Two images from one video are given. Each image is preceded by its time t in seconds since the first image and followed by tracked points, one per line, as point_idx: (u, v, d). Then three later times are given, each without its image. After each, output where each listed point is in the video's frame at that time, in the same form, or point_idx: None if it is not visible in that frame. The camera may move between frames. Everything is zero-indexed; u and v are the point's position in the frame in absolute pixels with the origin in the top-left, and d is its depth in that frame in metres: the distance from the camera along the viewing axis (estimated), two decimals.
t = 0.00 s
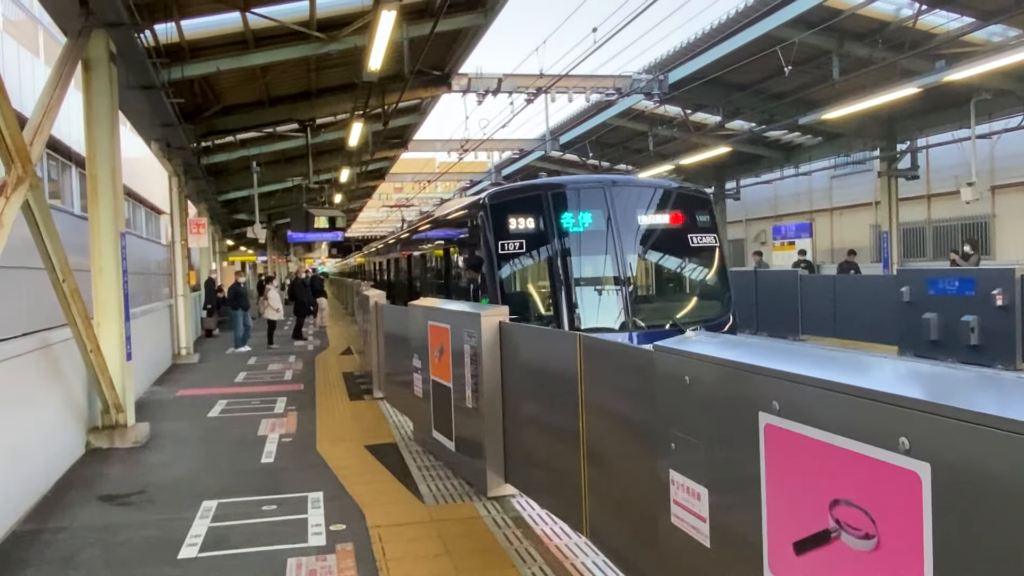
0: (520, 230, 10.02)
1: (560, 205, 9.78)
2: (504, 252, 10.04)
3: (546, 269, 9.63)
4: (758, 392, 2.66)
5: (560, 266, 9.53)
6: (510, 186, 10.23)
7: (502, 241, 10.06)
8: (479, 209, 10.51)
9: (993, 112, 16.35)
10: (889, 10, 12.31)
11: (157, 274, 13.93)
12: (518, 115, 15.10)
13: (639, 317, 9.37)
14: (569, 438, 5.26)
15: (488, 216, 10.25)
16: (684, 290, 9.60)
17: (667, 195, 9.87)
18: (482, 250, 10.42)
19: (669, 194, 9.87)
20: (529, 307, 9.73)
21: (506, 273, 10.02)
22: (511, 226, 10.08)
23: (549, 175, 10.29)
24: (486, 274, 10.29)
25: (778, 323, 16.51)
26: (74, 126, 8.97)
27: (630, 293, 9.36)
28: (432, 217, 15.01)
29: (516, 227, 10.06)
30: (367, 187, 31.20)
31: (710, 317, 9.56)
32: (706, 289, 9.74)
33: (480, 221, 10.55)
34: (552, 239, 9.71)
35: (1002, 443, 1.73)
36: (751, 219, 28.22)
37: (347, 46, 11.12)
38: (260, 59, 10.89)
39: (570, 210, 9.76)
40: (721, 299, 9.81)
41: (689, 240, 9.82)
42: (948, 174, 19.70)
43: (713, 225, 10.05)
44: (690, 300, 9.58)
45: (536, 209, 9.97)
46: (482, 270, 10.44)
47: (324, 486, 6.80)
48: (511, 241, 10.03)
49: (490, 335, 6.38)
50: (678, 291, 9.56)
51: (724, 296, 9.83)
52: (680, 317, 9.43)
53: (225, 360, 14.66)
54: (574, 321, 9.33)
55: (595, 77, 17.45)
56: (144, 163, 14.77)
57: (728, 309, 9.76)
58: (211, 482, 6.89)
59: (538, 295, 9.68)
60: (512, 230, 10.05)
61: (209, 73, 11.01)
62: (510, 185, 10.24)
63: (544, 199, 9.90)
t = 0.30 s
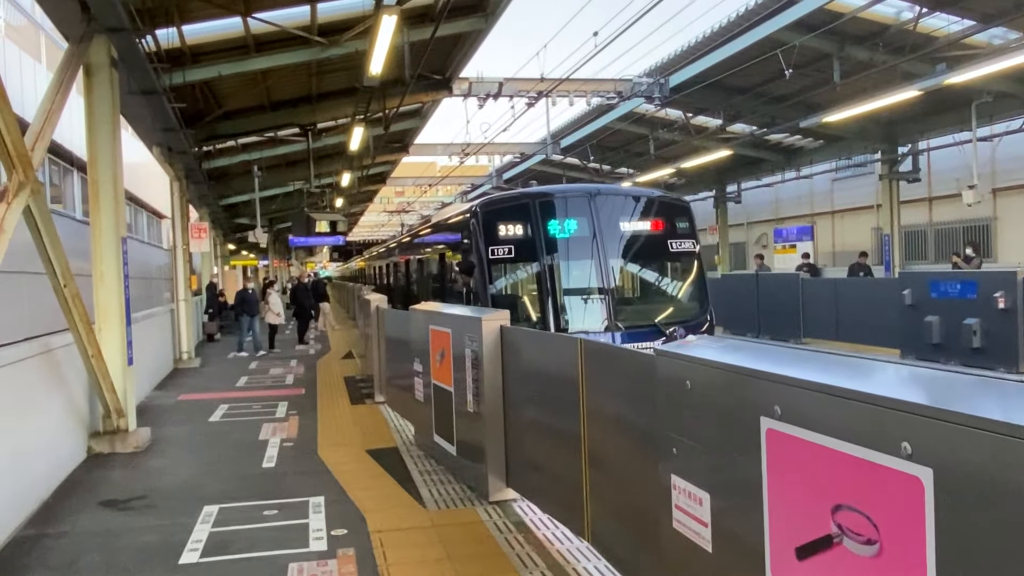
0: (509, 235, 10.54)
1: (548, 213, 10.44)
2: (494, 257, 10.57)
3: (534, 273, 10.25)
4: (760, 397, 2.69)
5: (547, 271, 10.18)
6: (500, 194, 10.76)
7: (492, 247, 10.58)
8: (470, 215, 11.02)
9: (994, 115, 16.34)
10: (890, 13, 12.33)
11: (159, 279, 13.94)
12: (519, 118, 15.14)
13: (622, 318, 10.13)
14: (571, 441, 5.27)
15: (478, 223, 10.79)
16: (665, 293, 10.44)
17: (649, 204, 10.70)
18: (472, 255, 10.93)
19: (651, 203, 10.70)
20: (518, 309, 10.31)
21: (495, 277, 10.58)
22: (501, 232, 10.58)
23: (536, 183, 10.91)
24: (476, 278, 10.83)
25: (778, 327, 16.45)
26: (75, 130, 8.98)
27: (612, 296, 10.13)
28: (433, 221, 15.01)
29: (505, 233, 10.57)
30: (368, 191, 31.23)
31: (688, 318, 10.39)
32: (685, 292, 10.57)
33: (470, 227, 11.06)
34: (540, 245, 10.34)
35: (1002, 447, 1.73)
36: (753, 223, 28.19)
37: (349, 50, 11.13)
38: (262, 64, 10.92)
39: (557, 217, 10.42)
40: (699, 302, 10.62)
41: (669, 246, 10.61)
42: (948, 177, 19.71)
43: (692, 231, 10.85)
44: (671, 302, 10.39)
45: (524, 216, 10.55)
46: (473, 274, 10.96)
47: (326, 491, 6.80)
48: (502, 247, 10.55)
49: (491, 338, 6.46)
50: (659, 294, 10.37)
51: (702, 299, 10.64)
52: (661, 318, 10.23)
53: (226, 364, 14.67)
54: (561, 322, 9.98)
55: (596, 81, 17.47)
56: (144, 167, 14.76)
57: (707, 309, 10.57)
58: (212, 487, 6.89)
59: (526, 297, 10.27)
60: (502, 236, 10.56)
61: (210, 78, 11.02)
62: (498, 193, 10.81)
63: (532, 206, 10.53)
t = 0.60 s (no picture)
0: (500, 239, 11.15)
1: (539, 217, 11.02)
2: (486, 260, 11.22)
3: (525, 277, 10.89)
4: (776, 410, 2.89)
5: (538, 275, 10.82)
6: (493, 198, 11.41)
7: (484, 250, 11.21)
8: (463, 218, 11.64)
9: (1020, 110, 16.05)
10: (909, 4, 12.00)
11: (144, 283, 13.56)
12: (519, 114, 14.80)
13: (614, 321, 10.70)
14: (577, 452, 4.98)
15: (469, 227, 11.40)
16: (660, 296, 10.91)
17: (643, 206, 11.13)
18: (465, 257, 11.57)
19: (645, 206, 11.13)
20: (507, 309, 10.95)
21: (487, 278, 11.22)
22: (493, 235, 11.20)
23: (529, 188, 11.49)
24: (469, 281, 11.48)
25: (794, 329, 16.09)
26: (58, 128, 8.69)
27: (603, 299, 10.67)
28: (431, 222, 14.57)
29: (497, 236, 11.18)
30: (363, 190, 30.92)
31: (683, 320, 10.87)
32: (680, 293, 11.00)
33: (463, 230, 11.67)
34: (531, 248, 10.95)
35: (1020, 456, 1.92)
36: (766, 224, 27.78)
37: (342, 43, 10.86)
38: (252, 58, 10.66)
39: (549, 221, 11.01)
40: (691, 303, 11.03)
41: (659, 249, 11.03)
42: (973, 174, 19.47)
43: (684, 234, 11.23)
44: (667, 304, 10.90)
45: (516, 220, 11.15)
46: (466, 276, 11.58)
47: (318, 505, 6.48)
48: (493, 250, 11.18)
49: (491, 345, 6.17)
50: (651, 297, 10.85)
51: (694, 299, 11.04)
52: (655, 321, 10.77)
53: (214, 373, 14.29)
54: (553, 322, 10.62)
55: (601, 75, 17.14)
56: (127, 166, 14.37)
57: (699, 311, 11.03)
58: (200, 501, 6.56)
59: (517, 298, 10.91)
60: (493, 239, 11.19)
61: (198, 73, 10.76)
62: (489, 197, 11.43)
63: (524, 210, 11.11)
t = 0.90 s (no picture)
0: (495, 245, 10.83)
1: (536, 222, 10.63)
2: (481, 267, 10.91)
3: (521, 284, 10.45)
4: (802, 422, 2.66)
5: (534, 283, 10.34)
6: (488, 203, 11.10)
7: (479, 257, 10.94)
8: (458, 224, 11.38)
9: None
10: None
11: (114, 292, 12.87)
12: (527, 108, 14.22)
13: (614, 329, 10.11)
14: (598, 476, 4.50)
15: (465, 232, 11.20)
16: (664, 304, 10.36)
17: (647, 211, 10.72)
18: (461, 264, 11.32)
19: (648, 211, 10.72)
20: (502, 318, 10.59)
21: (482, 286, 10.94)
22: (488, 242, 10.89)
23: (527, 193, 11.13)
24: (466, 289, 11.23)
25: (824, 342, 15.42)
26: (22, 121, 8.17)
27: (602, 311, 10.10)
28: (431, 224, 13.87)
29: (492, 242, 10.87)
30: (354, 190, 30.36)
31: (689, 329, 10.31)
32: (684, 302, 10.47)
33: (458, 236, 11.42)
34: (527, 254, 10.52)
35: None
36: (796, 226, 27.40)
37: (332, 30, 10.39)
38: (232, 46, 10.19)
39: (547, 226, 10.60)
40: (695, 311, 10.48)
41: (662, 254, 10.50)
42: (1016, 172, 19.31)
43: (688, 240, 10.78)
44: (667, 315, 10.31)
45: (512, 225, 10.78)
46: (462, 284, 11.33)
47: (305, 534, 5.91)
48: (488, 257, 10.87)
49: (495, 358, 5.74)
50: (657, 305, 10.33)
51: (699, 307, 10.53)
52: (659, 330, 10.16)
53: (190, 390, 13.61)
54: (550, 331, 10.11)
55: (614, 65, 16.66)
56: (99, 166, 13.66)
57: (704, 320, 10.46)
58: (176, 529, 5.98)
59: (513, 305, 10.48)
60: (488, 246, 10.88)
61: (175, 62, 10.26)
62: (485, 202, 11.15)
63: (520, 215, 10.73)
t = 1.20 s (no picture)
0: (487, 246, 10.58)
1: (529, 220, 10.24)
2: (474, 268, 10.70)
3: (513, 286, 10.16)
4: (822, 432, 2.69)
5: (526, 285, 10.04)
6: (480, 202, 10.74)
7: (472, 257, 10.71)
8: (449, 224, 11.11)
9: None
10: None
11: (91, 293, 12.39)
12: (529, 98, 13.78)
13: (609, 331, 9.83)
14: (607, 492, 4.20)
15: (457, 232, 10.96)
16: (661, 305, 10.12)
17: (644, 210, 10.39)
18: (453, 264, 11.05)
19: (646, 210, 10.38)
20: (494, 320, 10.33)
21: (475, 287, 10.73)
22: (482, 242, 10.64)
23: (521, 190, 10.78)
24: (459, 290, 10.99)
25: (841, 344, 14.99)
26: None
27: (598, 315, 9.80)
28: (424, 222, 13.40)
29: (486, 242, 10.61)
30: (347, 185, 29.96)
31: (688, 330, 10.05)
32: (681, 303, 10.21)
33: (450, 236, 11.16)
34: (520, 254, 10.18)
35: None
36: (814, 222, 27.08)
37: (322, 15, 10.31)
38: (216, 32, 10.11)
39: (542, 224, 10.22)
40: (694, 313, 10.22)
41: (659, 255, 10.22)
42: None
43: (685, 239, 10.46)
44: (663, 320, 10.06)
45: (504, 225, 10.47)
46: (454, 285, 11.08)
47: (292, 550, 5.56)
48: (481, 257, 10.64)
49: (495, 362, 5.40)
50: (656, 307, 10.09)
51: (697, 310, 10.27)
52: (656, 331, 9.94)
53: (171, 398, 13.20)
54: (545, 333, 9.84)
55: (622, 53, 16.47)
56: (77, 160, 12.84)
57: (702, 322, 10.20)
58: (157, 545, 5.64)
59: (507, 306, 10.20)
60: (481, 246, 10.64)
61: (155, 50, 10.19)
62: (476, 200, 10.80)
63: (513, 214, 10.37)
